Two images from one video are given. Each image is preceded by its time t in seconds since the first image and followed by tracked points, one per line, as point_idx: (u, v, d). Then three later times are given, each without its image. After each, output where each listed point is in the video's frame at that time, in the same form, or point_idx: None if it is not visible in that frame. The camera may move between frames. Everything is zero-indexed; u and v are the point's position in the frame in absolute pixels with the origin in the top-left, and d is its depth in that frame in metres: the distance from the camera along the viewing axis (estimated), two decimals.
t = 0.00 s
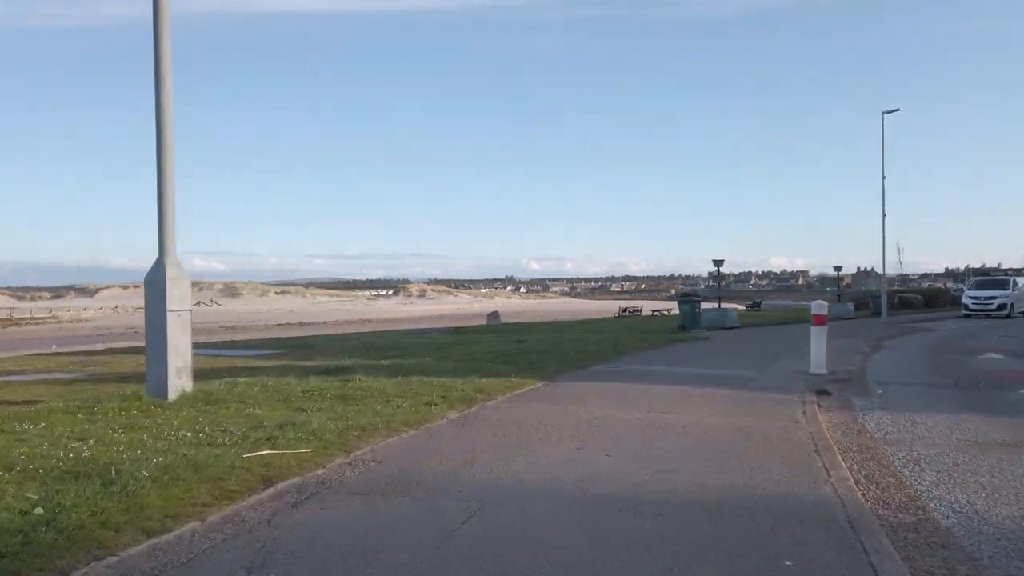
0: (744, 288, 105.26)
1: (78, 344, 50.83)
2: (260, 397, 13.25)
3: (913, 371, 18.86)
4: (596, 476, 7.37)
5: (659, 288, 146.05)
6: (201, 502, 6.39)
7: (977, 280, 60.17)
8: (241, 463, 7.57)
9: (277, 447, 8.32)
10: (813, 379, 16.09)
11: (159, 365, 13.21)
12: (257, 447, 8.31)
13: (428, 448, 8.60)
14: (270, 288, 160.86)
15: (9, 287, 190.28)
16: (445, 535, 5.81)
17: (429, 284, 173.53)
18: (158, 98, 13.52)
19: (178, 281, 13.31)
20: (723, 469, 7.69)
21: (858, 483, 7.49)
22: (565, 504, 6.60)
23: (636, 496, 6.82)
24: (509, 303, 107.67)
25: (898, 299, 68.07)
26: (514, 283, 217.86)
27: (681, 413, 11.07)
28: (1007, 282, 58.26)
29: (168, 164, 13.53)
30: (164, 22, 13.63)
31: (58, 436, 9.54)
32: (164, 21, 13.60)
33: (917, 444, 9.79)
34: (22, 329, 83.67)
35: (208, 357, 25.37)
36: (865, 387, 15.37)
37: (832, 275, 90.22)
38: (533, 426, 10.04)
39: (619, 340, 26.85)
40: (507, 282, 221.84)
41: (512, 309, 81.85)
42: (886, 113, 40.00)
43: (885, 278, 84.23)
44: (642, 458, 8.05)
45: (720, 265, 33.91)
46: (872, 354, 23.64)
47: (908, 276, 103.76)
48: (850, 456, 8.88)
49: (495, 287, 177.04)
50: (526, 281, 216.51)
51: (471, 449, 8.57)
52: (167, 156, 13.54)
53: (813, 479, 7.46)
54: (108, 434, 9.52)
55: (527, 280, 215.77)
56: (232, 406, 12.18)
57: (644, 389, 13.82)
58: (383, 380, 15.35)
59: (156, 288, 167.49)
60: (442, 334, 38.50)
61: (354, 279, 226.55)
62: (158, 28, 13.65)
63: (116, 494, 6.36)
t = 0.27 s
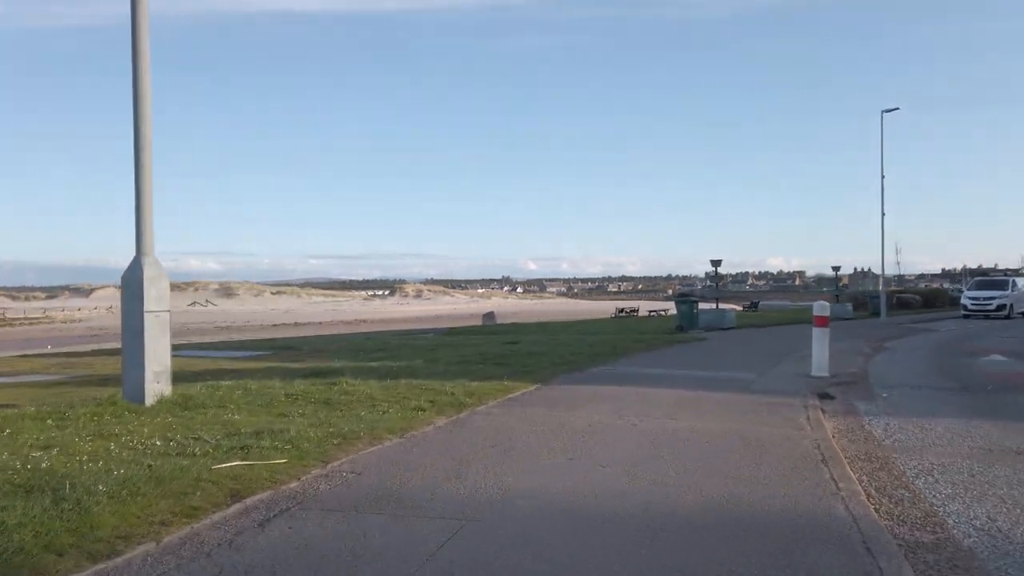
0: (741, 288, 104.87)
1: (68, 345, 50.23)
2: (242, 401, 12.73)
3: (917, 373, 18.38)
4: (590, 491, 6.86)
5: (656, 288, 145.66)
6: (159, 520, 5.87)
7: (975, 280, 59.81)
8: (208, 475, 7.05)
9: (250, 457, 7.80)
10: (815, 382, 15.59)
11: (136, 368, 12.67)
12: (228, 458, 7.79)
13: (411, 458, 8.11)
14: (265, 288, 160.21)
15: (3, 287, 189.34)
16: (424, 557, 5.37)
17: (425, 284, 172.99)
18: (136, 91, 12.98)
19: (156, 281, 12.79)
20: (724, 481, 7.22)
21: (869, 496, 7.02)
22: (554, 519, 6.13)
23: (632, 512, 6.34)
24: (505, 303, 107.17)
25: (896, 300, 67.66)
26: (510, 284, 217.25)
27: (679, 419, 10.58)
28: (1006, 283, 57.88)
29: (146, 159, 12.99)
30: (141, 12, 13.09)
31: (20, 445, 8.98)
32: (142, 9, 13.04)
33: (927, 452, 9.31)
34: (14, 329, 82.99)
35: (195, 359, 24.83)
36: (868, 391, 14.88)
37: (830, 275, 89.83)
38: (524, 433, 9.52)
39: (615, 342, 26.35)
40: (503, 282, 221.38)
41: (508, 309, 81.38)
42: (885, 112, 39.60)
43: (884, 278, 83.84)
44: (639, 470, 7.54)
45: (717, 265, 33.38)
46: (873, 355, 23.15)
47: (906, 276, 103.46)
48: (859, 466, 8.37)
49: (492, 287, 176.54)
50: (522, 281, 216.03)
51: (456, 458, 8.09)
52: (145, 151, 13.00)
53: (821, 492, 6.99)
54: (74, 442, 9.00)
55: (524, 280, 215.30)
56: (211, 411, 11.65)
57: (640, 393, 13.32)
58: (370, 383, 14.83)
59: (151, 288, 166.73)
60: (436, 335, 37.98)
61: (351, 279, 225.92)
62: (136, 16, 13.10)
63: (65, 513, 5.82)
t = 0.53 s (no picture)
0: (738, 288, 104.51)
1: (59, 345, 49.65)
2: (220, 406, 12.18)
3: (919, 375, 17.88)
4: (580, 507, 6.33)
5: (654, 288, 145.32)
6: (105, 543, 5.33)
7: (974, 280, 59.43)
8: (167, 490, 6.50)
9: (216, 469, 7.25)
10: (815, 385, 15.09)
11: (110, 372, 12.14)
12: (192, 469, 7.24)
13: (390, 468, 7.59)
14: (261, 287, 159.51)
15: None
16: None
17: (422, 284, 172.48)
18: (109, 84, 12.40)
19: (131, 279, 12.27)
20: (727, 495, 6.70)
21: (881, 511, 6.50)
22: (542, 539, 5.62)
23: (626, 531, 5.82)
24: (502, 303, 106.67)
25: (894, 299, 67.24)
26: (507, 284, 216.65)
27: (678, 425, 10.05)
28: (1005, 282, 57.48)
29: (121, 155, 12.45)
30: None
31: None
32: None
33: (940, 460, 8.79)
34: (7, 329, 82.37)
35: (182, 360, 24.26)
36: (871, 394, 14.36)
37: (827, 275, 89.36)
38: (513, 441, 9.00)
39: (610, 343, 25.83)
40: (500, 282, 220.77)
41: (504, 309, 80.90)
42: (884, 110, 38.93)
43: (881, 278, 83.41)
44: (635, 482, 7.02)
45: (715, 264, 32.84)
46: (874, 356, 22.66)
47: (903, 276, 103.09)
48: (868, 476, 7.85)
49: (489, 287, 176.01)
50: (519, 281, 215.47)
51: (436, 469, 7.55)
52: (119, 148, 12.45)
53: (829, 505, 6.48)
54: (34, 452, 8.44)
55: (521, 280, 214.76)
56: (186, 417, 11.08)
57: (635, 396, 12.80)
58: (356, 385, 14.28)
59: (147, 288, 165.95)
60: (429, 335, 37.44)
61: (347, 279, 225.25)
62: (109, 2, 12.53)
63: (1, 535, 5.28)
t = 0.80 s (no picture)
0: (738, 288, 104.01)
1: (53, 346, 49.21)
2: (202, 412, 11.70)
3: (926, 378, 17.40)
4: (575, 527, 5.88)
5: (653, 287, 144.85)
6: (54, 572, 4.85)
7: (976, 280, 58.94)
8: (130, 509, 6.02)
9: (186, 483, 6.78)
10: (820, 389, 14.60)
11: (88, 377, 11.68)
12: (161, 484, 6.76)
13: (374, 482, 7.13)
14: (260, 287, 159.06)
15: None
16: None
17: (421, 284, 172.00)
18: (87, 76, 11.93)
19: (111, 281, 11.82)
20: (732, 513, 6.24)
21: (899, 530, 6.04)
22: (532, 565, 5.15)
23: (625, 555, 5.35)
24: (501, 303, 106.20)
25: (895, 299, 66.75)
26: (506, 283, 216.06)
27: (679, 433, 9.58)
28: (1008, 282, 56.99)
29: (99, 152, 11.99)
30: None
31: None
32: None
33: (956, 471, 8.32)
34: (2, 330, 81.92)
35: (172, 362, 23.79)
36: (878, 399, 13.88)
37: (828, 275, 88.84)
38: (505, 450, 8.55)
39: (609, 344, 25.33)
40: (500, 282, 220.29)
41: (502, 309, 80.44)
42: (887, 109, 38.34)
43: (882, 277, 82.93)
44: (634, 499, 6.56)
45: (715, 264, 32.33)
46: (878, 358, 22.17)
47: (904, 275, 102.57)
48: (881, 489, 7.40)
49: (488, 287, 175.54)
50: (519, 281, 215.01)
51: (422, 483, 7.09)
52: (98, 144, 11.96)
53: (843, 525, 6.01)
54: None
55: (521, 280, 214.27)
56: (165, 424, 10.61)
57: (634, 401, 12.33)
58: (345, 390, 13.81)
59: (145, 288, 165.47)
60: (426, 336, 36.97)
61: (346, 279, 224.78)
62: None
63: None
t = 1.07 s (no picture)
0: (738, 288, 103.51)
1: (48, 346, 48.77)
2: (183, 414, 11.19)
3: (936, 378, 16.88)
4: (574, 541, 5.38)
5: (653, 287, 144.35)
6: None
7: (979, 279, 58.44)
8: (88, 520, 5.51)
9: (153, 492, 6.27)
10: (827, 390, 14.08)
11: (65, 378, 11.18)
12: (127, 493, 6.25)
13: (356, 491, 6.62)
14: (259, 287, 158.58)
15: None
16: None
17: (421, 283, 171.55)
18: (65, 63, 11.42)
19: (89, 278, 11.32)
20: (744, 525, 5.75)
21: (926, 544, 5.54)
22: None
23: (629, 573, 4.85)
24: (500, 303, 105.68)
25: (897, 299, 66.22)
26: (506, 283, 215.55)
27: (684, 437, 9.06)
28: (1011, 281, 56.50)
29: (78, 142, 11.47)
30: None
31: None
32: None
33: (979, 477, 7.81)
34: None
35: (162, 362, 23.26)
36: (888, 401, 13.35)
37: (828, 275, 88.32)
38: (499, 456, 8.03)
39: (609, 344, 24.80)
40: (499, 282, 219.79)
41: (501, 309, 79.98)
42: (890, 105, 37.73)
43: (883, 277, 82.42)
44: (638, 510, 6.05)
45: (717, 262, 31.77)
46: (884, 358, 21.65)
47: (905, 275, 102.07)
48: (902, 497, 6.89)
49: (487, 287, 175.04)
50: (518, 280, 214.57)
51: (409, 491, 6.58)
52: (78, 137, 11.44)
53: (866, 539, 5.51)
54: None
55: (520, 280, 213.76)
56: (143, 427, 10.10)
57: (635, 402, 11.82)
58: (335, 390, 13.29)
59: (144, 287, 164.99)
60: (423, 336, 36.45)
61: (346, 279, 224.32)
62: None
63: None
